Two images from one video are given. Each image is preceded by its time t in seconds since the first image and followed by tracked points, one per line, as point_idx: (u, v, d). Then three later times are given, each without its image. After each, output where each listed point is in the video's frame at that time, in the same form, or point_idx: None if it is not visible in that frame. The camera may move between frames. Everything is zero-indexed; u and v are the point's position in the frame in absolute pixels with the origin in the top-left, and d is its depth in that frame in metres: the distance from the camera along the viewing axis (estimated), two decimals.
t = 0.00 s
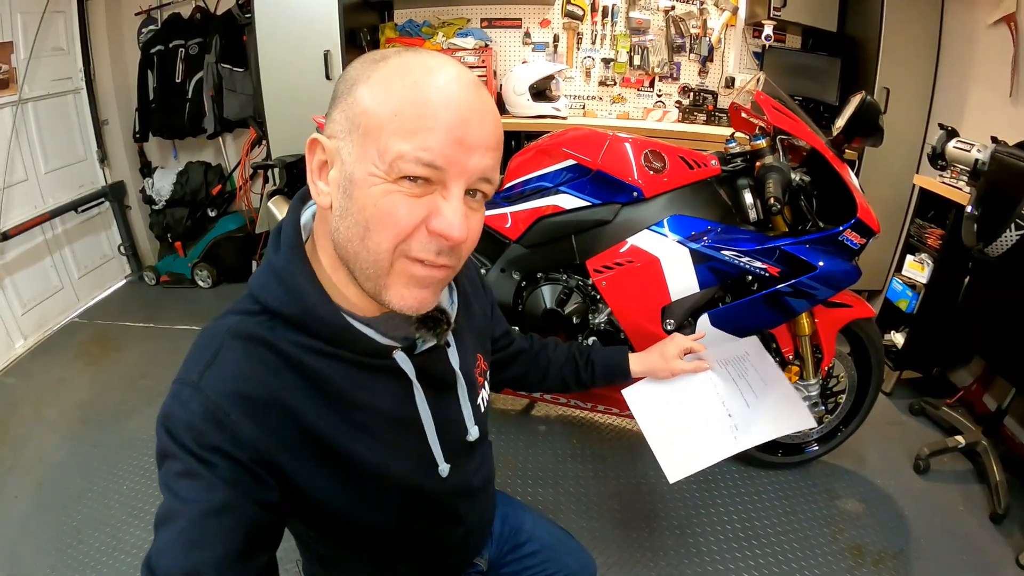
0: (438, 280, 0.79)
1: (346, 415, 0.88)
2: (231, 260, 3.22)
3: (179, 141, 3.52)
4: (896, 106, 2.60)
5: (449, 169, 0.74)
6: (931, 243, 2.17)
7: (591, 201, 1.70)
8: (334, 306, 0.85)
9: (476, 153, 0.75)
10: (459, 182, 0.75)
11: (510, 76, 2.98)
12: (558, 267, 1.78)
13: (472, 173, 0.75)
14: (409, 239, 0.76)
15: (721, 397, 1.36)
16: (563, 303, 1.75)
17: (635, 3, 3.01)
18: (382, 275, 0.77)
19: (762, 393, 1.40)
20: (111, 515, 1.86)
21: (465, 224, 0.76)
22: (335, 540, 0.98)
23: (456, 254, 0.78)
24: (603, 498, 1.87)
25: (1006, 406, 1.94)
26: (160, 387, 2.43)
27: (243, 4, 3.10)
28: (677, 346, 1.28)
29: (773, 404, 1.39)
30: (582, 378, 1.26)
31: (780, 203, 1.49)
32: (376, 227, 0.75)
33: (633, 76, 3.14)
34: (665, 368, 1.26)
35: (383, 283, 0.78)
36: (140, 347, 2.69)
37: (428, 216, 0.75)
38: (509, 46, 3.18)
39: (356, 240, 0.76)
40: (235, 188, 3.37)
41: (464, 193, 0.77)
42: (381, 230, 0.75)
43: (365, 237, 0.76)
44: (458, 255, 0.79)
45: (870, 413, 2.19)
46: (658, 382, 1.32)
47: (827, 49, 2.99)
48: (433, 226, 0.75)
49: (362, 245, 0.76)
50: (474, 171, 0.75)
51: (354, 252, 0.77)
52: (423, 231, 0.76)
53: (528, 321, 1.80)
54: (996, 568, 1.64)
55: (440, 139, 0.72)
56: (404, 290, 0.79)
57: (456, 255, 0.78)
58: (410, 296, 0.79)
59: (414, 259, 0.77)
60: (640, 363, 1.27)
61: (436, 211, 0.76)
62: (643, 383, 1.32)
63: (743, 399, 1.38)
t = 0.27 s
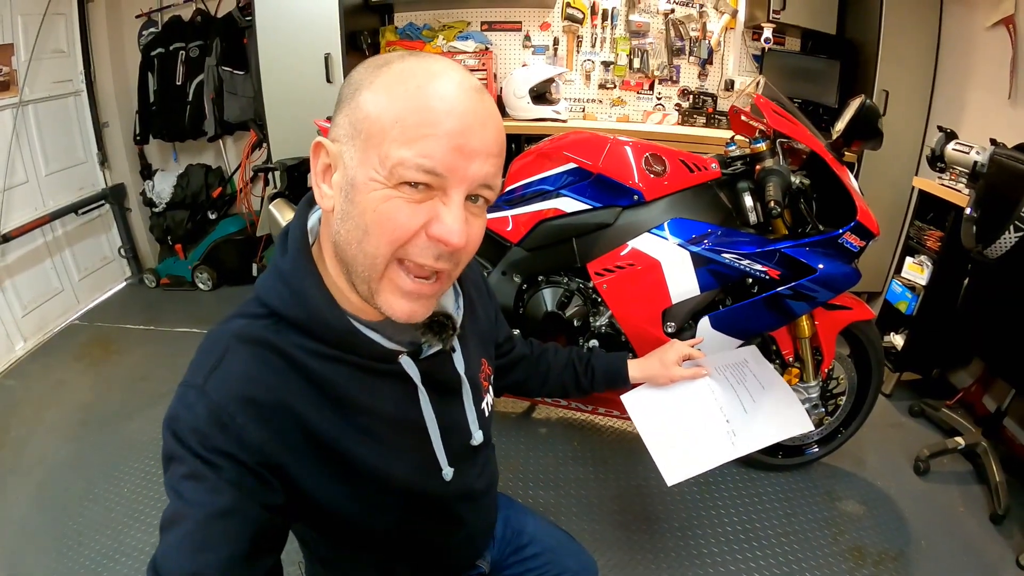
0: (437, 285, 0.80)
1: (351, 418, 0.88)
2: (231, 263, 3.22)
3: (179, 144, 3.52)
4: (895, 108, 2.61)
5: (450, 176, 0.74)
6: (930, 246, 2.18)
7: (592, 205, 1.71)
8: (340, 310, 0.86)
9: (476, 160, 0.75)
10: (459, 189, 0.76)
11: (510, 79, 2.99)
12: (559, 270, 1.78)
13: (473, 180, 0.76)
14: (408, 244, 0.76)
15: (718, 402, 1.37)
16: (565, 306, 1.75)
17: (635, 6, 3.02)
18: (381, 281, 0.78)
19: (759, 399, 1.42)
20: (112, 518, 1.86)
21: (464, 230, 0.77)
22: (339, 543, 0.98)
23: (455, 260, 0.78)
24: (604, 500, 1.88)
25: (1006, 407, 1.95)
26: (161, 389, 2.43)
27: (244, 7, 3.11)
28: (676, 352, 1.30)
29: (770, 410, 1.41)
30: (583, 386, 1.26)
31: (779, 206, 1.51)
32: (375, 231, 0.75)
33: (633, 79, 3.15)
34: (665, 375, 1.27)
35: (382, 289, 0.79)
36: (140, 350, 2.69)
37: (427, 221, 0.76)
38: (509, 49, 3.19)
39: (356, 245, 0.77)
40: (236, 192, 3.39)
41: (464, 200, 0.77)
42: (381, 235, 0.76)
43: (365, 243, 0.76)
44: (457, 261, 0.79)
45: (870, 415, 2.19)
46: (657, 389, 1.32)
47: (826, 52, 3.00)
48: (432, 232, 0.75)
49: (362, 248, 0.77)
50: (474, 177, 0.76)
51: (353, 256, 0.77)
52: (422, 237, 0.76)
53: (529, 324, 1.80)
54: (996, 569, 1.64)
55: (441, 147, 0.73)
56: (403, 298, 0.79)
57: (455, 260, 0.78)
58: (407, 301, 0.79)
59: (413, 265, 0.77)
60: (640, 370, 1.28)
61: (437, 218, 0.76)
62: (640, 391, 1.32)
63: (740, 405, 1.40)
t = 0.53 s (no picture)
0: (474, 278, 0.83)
1: (351, 421, 0.88)
2: (231, 261, 3.22)
3: (179, 142, 3.52)
4: (895, 108, 2.61)
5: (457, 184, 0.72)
6: (930, 246, 2.18)
7: (592, 204, 1.70)
8: (338, 313, 0.86)
9: (505, 158, 0.76)
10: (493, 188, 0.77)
11: (510, 78, 2.99)
12: (559, 270, 1.78)
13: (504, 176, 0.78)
14: (457, 250, 0.77)
15: (719, 403, 1.37)
16: (565, 306, 1.75)
17: (635, 5, 3.02)
18: (428, 286, 0.79)
19: (759, 401, 1.44)
20: (113, 517, 1.86)
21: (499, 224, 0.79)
22: (340, 545, 0.98)
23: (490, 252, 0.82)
24: (604, 499, 1.88)
25: (1005, 407, 1.95)
26: (161, 388, 2.43)
27: (244, 5, 3.10)
28: (678, 354, 1.28)
29: (769, 412, 1.42)
30: (583, 387, 1.26)
31: (780, 206, 1.50)
32: (427, 246, 0.74)
33: (633, 78, 3.14)
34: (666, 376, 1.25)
35: (429, 292, 0.80)
36: (140, 349, 2.69)
37: (471, 225, 0.76)
38: (509, 48, 3.19)
39: (401, 258, 0.75)
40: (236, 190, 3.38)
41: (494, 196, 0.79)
42: (435, 248, 0.75)
43: (413, 255, 0.75)
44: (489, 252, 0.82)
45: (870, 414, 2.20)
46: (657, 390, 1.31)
47: (826, 51, 3.00)
48: (478, 234, 0.77)
49: (414, 262, 0.76)
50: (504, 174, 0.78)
51: (403, 270, 0.76)
52: (467, 240, 0.77)
53: (529, 324, 1.80)
54: (994, 569, 1.65)
55: (479, 153, 0.72)
56: (446, 295, 0.81)
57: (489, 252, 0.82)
58: (451, 297, 0.82)
59: (460, 266, 0.79)
60: (641, 370, 1.26)
61: (474, 219, 0.76)
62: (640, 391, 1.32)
63: (741, 407, 1.41)
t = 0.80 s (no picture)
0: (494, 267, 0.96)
1: (356, 425, 0.89)
2: (238, 263, 3.24)
3: (188, 144, 3.54)
4: (903, 113, 2.61)
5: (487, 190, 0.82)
6: (938, 251, 2.15)
7: (601, 208, 1.71)
8: (342, 317, 0.86)
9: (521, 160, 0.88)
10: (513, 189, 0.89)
11: (519, 82, 3.00)
12: (567, 274, 1.78)
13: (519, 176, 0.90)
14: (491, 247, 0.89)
15: (724, 399, 1.37)
16: (572, 310, 1.75)
17: (644, 10, 3.03)
18: (468, 280, 0.90)
19: (765, 397, 1.42)
20: (119, 516, 1.87)
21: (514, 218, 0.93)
22: (346, 548, 0.99)
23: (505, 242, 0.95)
24: (610, 504, 1.88)
25: (1013, 414, 1.94)
26: (168, 388, 2.44)
27: (253, 8, 3.12)
28: (681, 352, 1.29)
29: (775, 408, 1.40)
30: (588, 383, 1.26)
31: (789, 211, 1.50)
32: (474, 249, 0.86)
33: (642, 83, 3.15)
34: (669, 374, 1.27)
35: (467, 284, 0.91)
36: (146, 348, 2.71)
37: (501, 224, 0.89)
38: (518, 52, 3.19)
39: (452, 262, 0.85)
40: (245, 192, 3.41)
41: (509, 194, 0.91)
42: (479, 250, 0.87)
43: (463, 258, 0.86)
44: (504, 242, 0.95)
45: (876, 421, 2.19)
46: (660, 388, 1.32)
47: (835, 56, 3.00)
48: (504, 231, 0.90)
49: (462, 265, 0.86)
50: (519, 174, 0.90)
51: (450, 271, 0.87)
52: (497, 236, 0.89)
53: (535, 327, 1.81)
54: None
55: (514, 166, 0.85)
56: (475, 283, 0.94)
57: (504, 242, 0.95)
58: (478, 286, 0.95)
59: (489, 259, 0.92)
60: (644, 368, 1.28)
61: (502, 220, 0.89)
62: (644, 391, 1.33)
63: (745, 403, 1.39)
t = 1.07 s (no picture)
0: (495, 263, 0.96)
1: (357, 426, 0.89)
2: (240, 266, 3.24)
3: (191, 148, 3.55)
4: (904, 118, 2.62)
5: (487, 180, 0.82)
6: (939, 254, 2.18)
7: (602, 211, 1.71)
8: (343, 318, 0.86)
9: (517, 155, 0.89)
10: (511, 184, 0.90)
11: (521, 86, 3.01)
12: (569, 277, 1.79)
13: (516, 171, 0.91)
14: (492, 243, 0.90)
15: (723, 398, 1.36)
16: (574, 313, 1.76)
17: (645, 15, 3.05)
18: (470, 276, 0.91)
19: (765, 394, 1.40)
20: (120, 517, 1.87)
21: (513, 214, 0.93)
22: (347, 550, 0.99)
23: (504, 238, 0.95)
24: (611, 507, 1.88)
25: (1015, 416, 1.94)
26: (169, 390, 2.44)
27: (257, 12, 3.14)
28: (680, 350, 1.24)
29: (776, 405, 1.39)
30: (587, 382, 1.25)
31: (790, 214, 1.50)
32: (475, 245, 0.86)
33: (643, 87, 3.16)
34: (668, 373, 1.22)
35: (469, 281, 0.92)
36: (148, 351, 2.71)
37: (500, 220, 0.89)
38: (519, 57, 3.21)
39: (453, 258, 0.86)
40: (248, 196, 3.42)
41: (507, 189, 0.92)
42: (479, 246, 0.87)
43: (464, 254, 0.87)
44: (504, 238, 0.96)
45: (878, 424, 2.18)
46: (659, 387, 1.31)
47: (835, 61, 3.02)
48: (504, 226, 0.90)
49: (463, 261, 0.87)
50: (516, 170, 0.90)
51: (452, 268, 0.87)
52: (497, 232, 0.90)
53: (537, 330, 1.81)
54: None
55: (511, 161, 0.85)
56: (477, 279, 0.94)
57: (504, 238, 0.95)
58: (479, 282, 0.95)
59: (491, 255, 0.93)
60: (643, 367, 1.24)
61: (502, 215, 0.89)
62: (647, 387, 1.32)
63: (746, 401, 1.38)
